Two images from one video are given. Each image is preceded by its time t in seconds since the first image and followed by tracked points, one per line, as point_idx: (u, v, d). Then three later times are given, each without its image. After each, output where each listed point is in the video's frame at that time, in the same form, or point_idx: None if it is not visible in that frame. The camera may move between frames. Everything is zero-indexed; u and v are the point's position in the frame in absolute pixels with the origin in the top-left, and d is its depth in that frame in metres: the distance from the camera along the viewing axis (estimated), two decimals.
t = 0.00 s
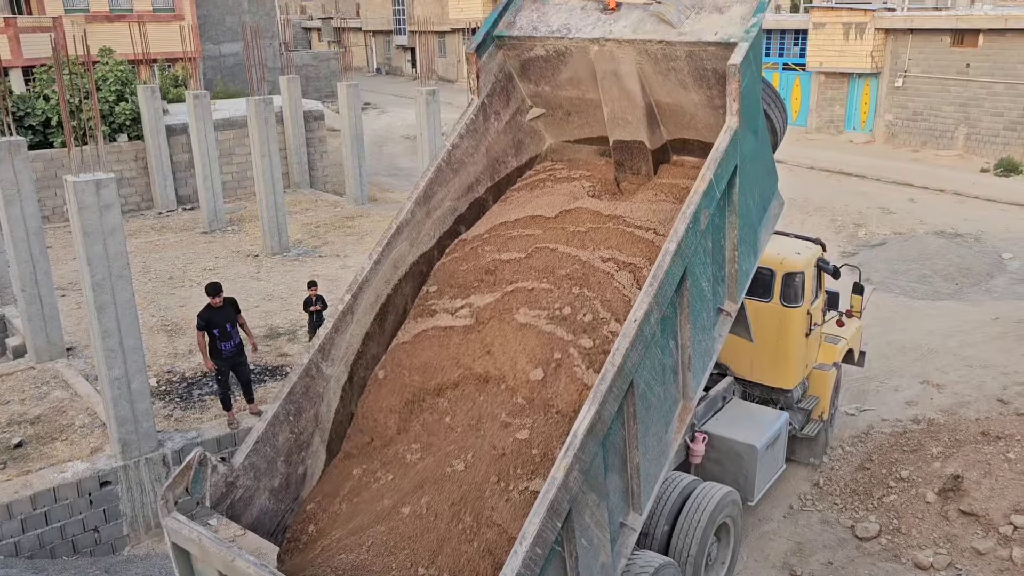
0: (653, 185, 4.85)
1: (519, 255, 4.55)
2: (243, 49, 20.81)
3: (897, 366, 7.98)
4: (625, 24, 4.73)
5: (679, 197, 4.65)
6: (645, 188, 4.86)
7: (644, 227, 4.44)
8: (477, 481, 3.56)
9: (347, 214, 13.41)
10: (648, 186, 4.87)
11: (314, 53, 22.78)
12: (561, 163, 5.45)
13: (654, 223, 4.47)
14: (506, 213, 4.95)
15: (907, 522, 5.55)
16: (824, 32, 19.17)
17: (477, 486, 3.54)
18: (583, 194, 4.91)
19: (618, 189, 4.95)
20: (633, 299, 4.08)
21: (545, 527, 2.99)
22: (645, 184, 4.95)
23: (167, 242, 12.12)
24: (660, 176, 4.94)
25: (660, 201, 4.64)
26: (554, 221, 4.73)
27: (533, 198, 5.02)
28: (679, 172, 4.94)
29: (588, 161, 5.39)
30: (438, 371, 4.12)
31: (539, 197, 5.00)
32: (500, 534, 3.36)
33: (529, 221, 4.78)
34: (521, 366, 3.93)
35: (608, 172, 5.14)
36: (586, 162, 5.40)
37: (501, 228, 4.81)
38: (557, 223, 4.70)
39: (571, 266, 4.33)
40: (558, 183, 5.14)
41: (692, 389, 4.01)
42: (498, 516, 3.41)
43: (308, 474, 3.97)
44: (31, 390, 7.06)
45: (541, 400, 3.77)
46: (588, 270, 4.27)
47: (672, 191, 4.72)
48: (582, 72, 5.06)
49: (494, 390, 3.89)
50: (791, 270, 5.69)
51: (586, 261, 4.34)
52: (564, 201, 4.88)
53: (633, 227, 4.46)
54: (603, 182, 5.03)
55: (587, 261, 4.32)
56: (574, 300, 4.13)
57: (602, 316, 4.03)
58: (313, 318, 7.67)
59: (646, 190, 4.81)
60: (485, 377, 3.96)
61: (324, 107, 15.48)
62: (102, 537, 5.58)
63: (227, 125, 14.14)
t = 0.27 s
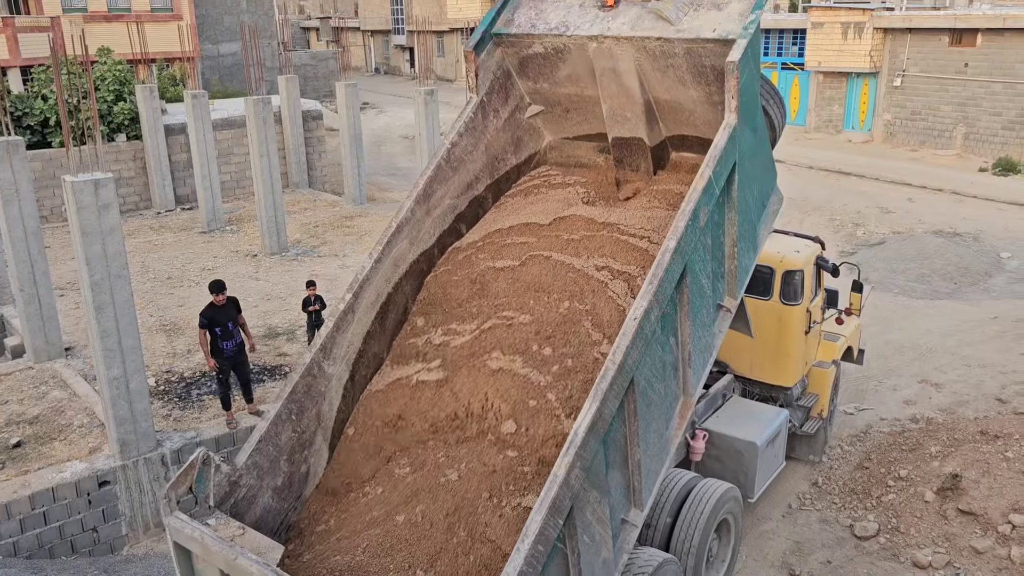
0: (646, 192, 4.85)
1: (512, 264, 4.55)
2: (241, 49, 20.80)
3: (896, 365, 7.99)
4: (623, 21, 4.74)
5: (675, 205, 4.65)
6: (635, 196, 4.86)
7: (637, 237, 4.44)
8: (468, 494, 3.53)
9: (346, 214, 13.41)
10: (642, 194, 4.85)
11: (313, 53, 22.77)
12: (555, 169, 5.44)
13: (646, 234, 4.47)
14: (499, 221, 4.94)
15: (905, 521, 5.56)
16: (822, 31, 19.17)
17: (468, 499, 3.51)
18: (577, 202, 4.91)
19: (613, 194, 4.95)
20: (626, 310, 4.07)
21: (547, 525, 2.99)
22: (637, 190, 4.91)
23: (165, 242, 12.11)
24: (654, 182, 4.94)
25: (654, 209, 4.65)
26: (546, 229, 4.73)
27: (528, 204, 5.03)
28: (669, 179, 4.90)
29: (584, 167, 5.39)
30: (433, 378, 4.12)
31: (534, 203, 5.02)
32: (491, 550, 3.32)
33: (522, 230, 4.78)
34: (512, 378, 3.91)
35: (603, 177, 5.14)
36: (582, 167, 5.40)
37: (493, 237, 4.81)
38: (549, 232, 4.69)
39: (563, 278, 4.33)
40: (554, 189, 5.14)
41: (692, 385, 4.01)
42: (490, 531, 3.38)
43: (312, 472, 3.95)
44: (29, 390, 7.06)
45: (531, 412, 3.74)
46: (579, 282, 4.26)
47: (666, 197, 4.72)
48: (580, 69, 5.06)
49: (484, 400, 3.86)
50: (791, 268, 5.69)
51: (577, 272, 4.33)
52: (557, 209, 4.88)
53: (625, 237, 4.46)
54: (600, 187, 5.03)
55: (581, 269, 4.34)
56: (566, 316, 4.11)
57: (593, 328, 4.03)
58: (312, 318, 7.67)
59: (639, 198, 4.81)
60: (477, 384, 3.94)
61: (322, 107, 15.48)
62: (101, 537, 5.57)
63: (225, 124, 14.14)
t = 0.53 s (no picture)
0: (644, 196, 4.79)
1: (509, 271, 4.46)
2: (242, 46, 20.79)
3: (899, 360, 7.98)
4: (624, 15, 4.73)
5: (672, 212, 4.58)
6: (631, 203, 4.79)
7: (635, 245, 4.37)
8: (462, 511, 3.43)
9: (348, 211, 13.41)
10: (635, 199, 4.82)
11: (314, 50, 22.77)
12: (551, 172, 5.35)
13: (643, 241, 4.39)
14: (496, 227, 4.86)
15: (909, 516, 5.56)
16: (824, 26, 19.14)
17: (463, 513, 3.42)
18: (575, 206, 4.85)
19: (611, 199, 4.90)
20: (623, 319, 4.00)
21: (554, 518, 3.00)
22: (633, 197, 4.85)
23: (168, 240, 12.12)
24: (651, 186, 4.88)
25: (652, 214, 4.59)
26: (542, 236, 4.66)
27: (526, 208, 4.95)
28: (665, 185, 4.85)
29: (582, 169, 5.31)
30: (432, 385, 4.06)
31: (531, 208, 4.93)
32: (489, 571, 3.24)
33: (518, 237, 4.70)
34: (507, 391, 3.81)
35: (600, 181, 5.08)
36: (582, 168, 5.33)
37: (488, 244, 4.72)
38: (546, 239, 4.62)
39: (560, 286, 4.23)
40: (552, 192, 5.06)
41: (697, 377, 4.00)
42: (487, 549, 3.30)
43: (319, 467, 3.98)
44: (33, 388, 7.07)
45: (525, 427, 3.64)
46: (575, 292, 4.17)
47: (662, 202, 4.67)
48: (582, 64, 5.06)
49: (479, 411, 3.78)
50: (795, 261, 5.70)
51: (572, 282, 4.23)
52: (554, 213, 4.81)
53: (623, 245, 4.39)
54: (599, 190, 4.99)
55: (578, 277, 4.25)
56: (562, 328, 4.01)
57: (591, 340, 3.94)
58: (314, 315, 7.68)
59: (637, 204, 4.74)
60: (474, 393, 3.87)
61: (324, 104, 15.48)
62: (106, 534, 5.59)
63: (227, 122, 14.14)
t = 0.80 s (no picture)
0: (637, 203, 4.73)
1: (504, 281, 4.39)
2: (243, 43, 20.78)
3: (901, 353, 7.98)
4: (625, 8, 4.76)
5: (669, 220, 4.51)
6: (625, 210, 4.73)
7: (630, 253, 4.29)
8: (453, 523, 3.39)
9: (349, 208, 13.41)
10: (626, 206, 4.79)
11: (315, 47, 22.76)
12: (548, 177, 5.27)
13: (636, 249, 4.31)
14: (491, 236, 4.78)
15: (912, 509, 5.56)
16: (825, 19, 19.08)
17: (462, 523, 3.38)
18: (571, 213, 4.80)
19: (607, 204, 4.86)
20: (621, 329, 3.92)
21: (563, 509, 3.01)
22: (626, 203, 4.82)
23: (170, 238, 12.13)
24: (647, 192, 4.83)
25: (647, 221, 4.52)
26: (534, 245, 4.59)
27: (524, 216, 4.89)
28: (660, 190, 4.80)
29: (578, 174, 5.24)
30: (430, 396, 4.03)
31: (527, 216, 4.87)
32: None
33: (513, 247, 4.62)
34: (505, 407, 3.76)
35: (595, 188, 5.02)
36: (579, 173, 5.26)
37: (482, 255, 4.66)
38: (538, 248, 4.55)
39: (557, 296, 4.16)
40: (549, 199, 5.00)
41: (702, 367, 4.01)
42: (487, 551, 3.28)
43: (330, 461, 3.98)
44: (37, 386, 7.09)
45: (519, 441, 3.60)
46: (572, 303, 4.09)
47: (657, 207, 4.61)
48: (583, 56, 5.05)
49: (477, 423, 3.74)
50: (798, 252, 5.68)
51: (567, 292, 4.15)
52: (550, 220, 4.75)
53: (618, 253, 4.32)
54: (595, 196, 4.94)
55: (575, 286, 4.18)
56: (558, 341, 3.94)
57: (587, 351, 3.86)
58: (317, 312, 7.70)
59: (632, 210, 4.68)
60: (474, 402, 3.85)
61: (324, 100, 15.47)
62: (111, 532, 5.61)
63: (228, 120, 14.15)
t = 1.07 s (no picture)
0: (630, 210, 4.73)
1: (499, 291, 4.41)
2: (242, 38, 20.76)
3: (903, 344, 7.98)
4: None
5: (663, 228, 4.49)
6: (618, 215, 4.72)
7: (623, 263, 4.29)
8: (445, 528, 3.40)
9: (350, 202, 13.41)
10: (621, 211, 4.78)
11: (315, 41, 22.74)
12: (544, 182, 5.27)
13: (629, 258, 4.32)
14: (487, 242, 4.82)
15: (914, 500, 5.57)
16: (826, 10, 19.03)
17: (458, 524, 3.40)
18: (565, 221, 4.78)
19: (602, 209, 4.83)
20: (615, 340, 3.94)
21: (571, 498, 3.02)
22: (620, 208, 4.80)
23: (171, 233, 12.13)
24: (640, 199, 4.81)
25: (642, 227, 4.53)
26: (529, 255, 4.61)
27: (519, 223, 4.91)
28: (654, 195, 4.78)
29: (574, 179, 5.23)
30: (430, 401, 4.04)
31: (522, 223, 4.88)
32: None
33: (509, 256, 4.66)
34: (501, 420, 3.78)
35: (590, 193, 5.00)
36: (576, 177, 5.25)
37: (477, 264, 4.69)
38: (532, 257, 4.58)
39: (551, 306, 4.20)
40: (545, 206, 5.00)
41: (706, 355, 4.02)
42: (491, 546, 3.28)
43: (338, 454, 3.97)
44: (40, 382, 7.11)
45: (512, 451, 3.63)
46: (566, 314, 4.12)
47: (651, 214, 4.60)
48: (584, 47, 5.05)
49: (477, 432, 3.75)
50: (799, 242, 5.68)
51: (562, 304, 4.19)
52: (544, 228, 4.77)
53: (611, 263, 4.32)
54: (591, 203, 4.91)
55: (570, 297, 4.20)
56: (553, 353, 3.97)
57: (582, 362, 3.88)
58: (318, 307, 7.70)
59: (625, 217, 4.66)
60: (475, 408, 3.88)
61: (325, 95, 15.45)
62: (114, 526, 5.63)
63: (228, 115, 14.14)
